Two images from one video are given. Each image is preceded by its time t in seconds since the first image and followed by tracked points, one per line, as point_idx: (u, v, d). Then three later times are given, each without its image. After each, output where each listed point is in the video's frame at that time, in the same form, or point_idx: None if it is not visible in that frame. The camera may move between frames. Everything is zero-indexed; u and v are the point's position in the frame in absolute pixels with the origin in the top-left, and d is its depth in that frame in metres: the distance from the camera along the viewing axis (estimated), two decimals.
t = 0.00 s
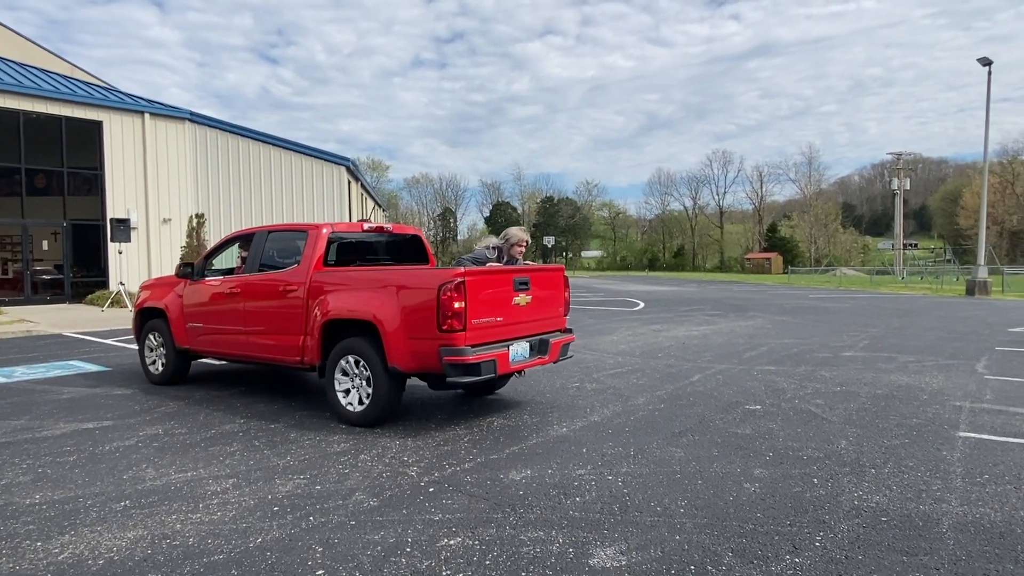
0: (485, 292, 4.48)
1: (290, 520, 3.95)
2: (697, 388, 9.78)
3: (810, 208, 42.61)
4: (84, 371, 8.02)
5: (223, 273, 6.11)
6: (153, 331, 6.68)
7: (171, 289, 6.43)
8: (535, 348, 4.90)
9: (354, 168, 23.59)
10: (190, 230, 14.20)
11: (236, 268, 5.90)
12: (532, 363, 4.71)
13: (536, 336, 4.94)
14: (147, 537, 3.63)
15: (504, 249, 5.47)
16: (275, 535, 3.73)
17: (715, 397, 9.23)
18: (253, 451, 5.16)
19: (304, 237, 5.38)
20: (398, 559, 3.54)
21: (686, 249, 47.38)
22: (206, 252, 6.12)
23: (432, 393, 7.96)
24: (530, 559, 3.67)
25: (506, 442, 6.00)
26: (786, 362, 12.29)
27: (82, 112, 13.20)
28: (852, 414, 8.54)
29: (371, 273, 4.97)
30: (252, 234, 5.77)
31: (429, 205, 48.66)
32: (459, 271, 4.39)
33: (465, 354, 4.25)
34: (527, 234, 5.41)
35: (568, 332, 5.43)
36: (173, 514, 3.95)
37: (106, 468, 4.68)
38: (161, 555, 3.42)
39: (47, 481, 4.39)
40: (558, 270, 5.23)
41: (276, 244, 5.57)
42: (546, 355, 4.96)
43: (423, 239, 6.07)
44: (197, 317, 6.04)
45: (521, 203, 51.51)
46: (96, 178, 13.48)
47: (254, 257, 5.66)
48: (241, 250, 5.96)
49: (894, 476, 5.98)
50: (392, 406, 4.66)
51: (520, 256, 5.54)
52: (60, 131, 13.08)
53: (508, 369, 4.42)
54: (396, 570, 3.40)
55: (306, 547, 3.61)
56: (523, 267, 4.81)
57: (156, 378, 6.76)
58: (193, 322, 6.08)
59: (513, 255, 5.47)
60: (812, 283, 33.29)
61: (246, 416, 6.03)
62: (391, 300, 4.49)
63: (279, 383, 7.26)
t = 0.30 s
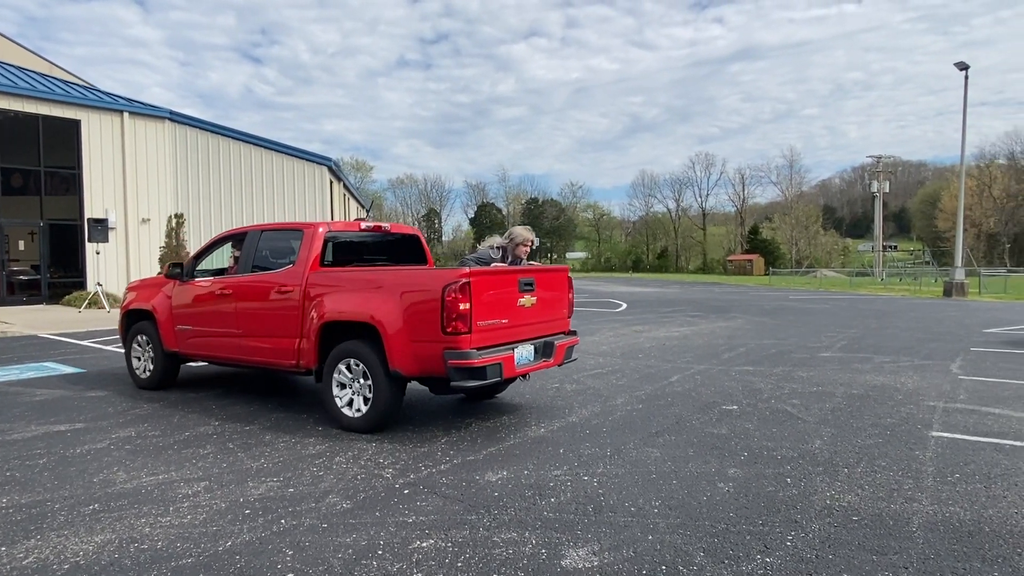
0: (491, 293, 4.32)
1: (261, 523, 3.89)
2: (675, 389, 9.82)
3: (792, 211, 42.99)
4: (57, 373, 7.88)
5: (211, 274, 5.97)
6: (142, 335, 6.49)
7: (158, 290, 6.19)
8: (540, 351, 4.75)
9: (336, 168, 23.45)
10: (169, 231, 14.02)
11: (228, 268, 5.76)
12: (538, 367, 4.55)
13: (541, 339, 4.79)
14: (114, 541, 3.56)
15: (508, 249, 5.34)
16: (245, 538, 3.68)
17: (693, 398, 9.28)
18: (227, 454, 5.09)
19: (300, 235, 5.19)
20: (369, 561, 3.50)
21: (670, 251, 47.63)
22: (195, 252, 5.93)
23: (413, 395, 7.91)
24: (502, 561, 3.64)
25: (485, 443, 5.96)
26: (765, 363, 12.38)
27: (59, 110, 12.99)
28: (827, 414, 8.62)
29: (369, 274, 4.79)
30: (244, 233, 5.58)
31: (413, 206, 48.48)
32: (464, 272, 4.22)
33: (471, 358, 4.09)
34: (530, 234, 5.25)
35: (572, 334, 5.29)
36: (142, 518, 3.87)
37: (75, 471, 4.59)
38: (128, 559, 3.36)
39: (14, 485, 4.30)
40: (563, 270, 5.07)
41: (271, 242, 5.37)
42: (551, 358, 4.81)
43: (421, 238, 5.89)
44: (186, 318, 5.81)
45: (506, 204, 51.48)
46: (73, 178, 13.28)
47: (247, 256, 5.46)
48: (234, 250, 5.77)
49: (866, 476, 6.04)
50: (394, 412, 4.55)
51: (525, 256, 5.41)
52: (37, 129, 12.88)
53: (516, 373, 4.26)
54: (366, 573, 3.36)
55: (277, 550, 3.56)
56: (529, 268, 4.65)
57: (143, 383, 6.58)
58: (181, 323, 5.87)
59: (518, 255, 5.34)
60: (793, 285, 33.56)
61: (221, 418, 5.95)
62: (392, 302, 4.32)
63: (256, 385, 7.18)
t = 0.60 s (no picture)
0: (498, 296, 4.13)
1: (228, 530, 3.80)
2: (654, 391, 9.82)
3: (774, 214, 43.33)
4: (27, 377, 7.70)
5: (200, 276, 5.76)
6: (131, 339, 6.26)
7: (144, 293, 5.89)
8: (546, 357, 4.57)
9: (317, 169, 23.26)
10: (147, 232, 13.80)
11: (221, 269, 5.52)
12: (545, 373, 4.37)
13: (547, 343, 4.60)
14: (76, 550, 3.46)
15: (515, 251, 4.96)
16: (211, 546, 3.59)
17: (671, 400, 9.28)
18: (197, 459, 4.98)
19: (296, 236, 4.95)
20: (336, 569, 3.43)
21: (654, 253, 47.80)
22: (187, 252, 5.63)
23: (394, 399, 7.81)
24: (471, 567, 3.59)
25: (462, 448, 5.89)
26: (744, 365, 12.41)
27: (33, 109, 12.72)
28: (803, 415, 8.65)
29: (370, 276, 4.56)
30: (238, 233, 5.31)
31: (397, 207, 48.24)
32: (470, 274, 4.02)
33: (478, 364, 3.89)
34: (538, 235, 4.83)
35: (577, 339, 5.10)
36: (106, 525, 3.78)
37: (40, 478, 4.48)
38: (89, 568, 3.26)
39: None
40: (566, 271, 4.88)
41: (265, 243, 5.12)
42: (557, 364, 4.63)
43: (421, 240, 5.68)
44: (174, 323, 5.53)
45: (491, 206, 51.39)
46: (49, 178, 13.04)
47: (239, 258, 5.20)
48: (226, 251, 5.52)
49: (838, 477, 6.06)
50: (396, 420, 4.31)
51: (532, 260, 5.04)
52: (12, 129, 12.65)
53: (524, 379, 4.08)
54: None
55: (242, 559, 3.48)
56: (535, 270, 4.47)
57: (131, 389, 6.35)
58: (169, 327, 5.58)
59: (526, 257, 4.97)
60: (776, 287, 33.75)
61: (193, 423, 5.83)
62: (395, 305, 4.10)
63: (232, 390, 7.05)
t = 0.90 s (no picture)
0: (506, 299, 3.88)
1: (189, 537, 3.69)
2: (631, 393, 9.78)
3: (756, 216, 43.60)
4: None
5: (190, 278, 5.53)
6: (115, 342, 5.96)
7: (131, 294, 5.61)
8: (555, 362, 4.32)
9: (298, 169, 23.04)
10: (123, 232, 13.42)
11: (212, 270, 5.26)
12: (555, 379, 4.12)
13: (555, 348, 4.36)
14: (29, 559, 3.35)
15: (522, 252, 4.76)
16: (170, 553, 3.48)
17: (648, 402, 9.25)
18: (163, 464, 4.86)
19: (293, 235, 4.70)
20: None
21: (638, 254, 47.91)
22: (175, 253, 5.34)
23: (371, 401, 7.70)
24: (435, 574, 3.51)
25: (437, 451, 5.79)
26: (721, 366, 12.44)
27: (8, 106, 12.49)
28: (777, 417, 8.65)
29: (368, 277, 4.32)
30: (230, 232, 5.04)
31: (381, 208, 47.97)
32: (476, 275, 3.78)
33: (485, 370, 3.64)
34: (546, 235, 4.64)
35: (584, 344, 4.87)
36: (63, 532, 3.66)
37: None
38: None
39: None
40: (574, 274, 4.63)
41: (259, 243, 4.86)
42: (566, 369, 4.38)
43: (421, 240, 5.45)
44: (163, 326, 5.26)
45: (476, 207, 51.23)
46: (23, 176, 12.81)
47: (232, 258, 4.95)
48: (218, 251, 5.27)
49: (809, 480, 6.04)
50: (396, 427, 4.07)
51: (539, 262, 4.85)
52: None
53: (533, 386, 3.83)
54: None
55: (202, 566, 3.38)
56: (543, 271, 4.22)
57: (119, 396, 6.07)
58: (157, 331, 5.30)
59: (533, 260, 4.77)
60: (758, 289, 33.92)
61: (162, 426, 5.69)
62: (396, 307, 3.86)
63: (205, 393, 6.91)
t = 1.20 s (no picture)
0: (515, 300, 3.68)
1: (151, 540, 3.62)
2: (607, 393, 9.79)
3: (739, 218, 43.90)
4: None
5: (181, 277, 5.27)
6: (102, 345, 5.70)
7: (118, 294, 5.30)
8: (563, 365, 4.12)
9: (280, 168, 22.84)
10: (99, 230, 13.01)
11: (205, 270, 4.97)
12: (564, 383, 3.93)
13: (563, 351, 4.16)
14: None
15: (531, 251, 4.51)
16: (130, 557, 3.42)
17: (623, 402, 9.26)
18: (130, 466, 4.76)
19: (291, 233, 4.43)
20: None
21: (622, 255, 48.06)
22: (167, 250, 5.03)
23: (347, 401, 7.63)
24: None
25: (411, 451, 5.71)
26: (698, 367, 12.51)
27: None
28: (750, 417, 8.70)
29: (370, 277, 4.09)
30: (225, 229, 4.76)
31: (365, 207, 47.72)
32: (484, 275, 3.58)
33: (495, 375, 3.45)
34: (556, 234, 4.38)
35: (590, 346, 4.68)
36: (22, 536, 3.58)
37: None
38: None
39: None
40: (582, 274, 4.42)
41: (254, 241, 4.58)
42: (575, 372, 4.19)
43: (422, 239, 5.20)
44: (152, 327, 4.96)
45: (461, 207, 51.11)
46: None
47: (225, 257, 4.67)
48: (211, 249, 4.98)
49: (778, 480, 6.07)
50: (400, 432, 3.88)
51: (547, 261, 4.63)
52: None
53: (544, 391, 3.64)
54: None
55: (162, 570, 3.31)
56: (551, 271, 4.03)
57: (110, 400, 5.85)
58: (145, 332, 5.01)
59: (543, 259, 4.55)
60: (739, 289, 34.14)
61: (132, 427, 5.59)
62: (401, 308, 3.65)
63: (178, 395, 6.80)
